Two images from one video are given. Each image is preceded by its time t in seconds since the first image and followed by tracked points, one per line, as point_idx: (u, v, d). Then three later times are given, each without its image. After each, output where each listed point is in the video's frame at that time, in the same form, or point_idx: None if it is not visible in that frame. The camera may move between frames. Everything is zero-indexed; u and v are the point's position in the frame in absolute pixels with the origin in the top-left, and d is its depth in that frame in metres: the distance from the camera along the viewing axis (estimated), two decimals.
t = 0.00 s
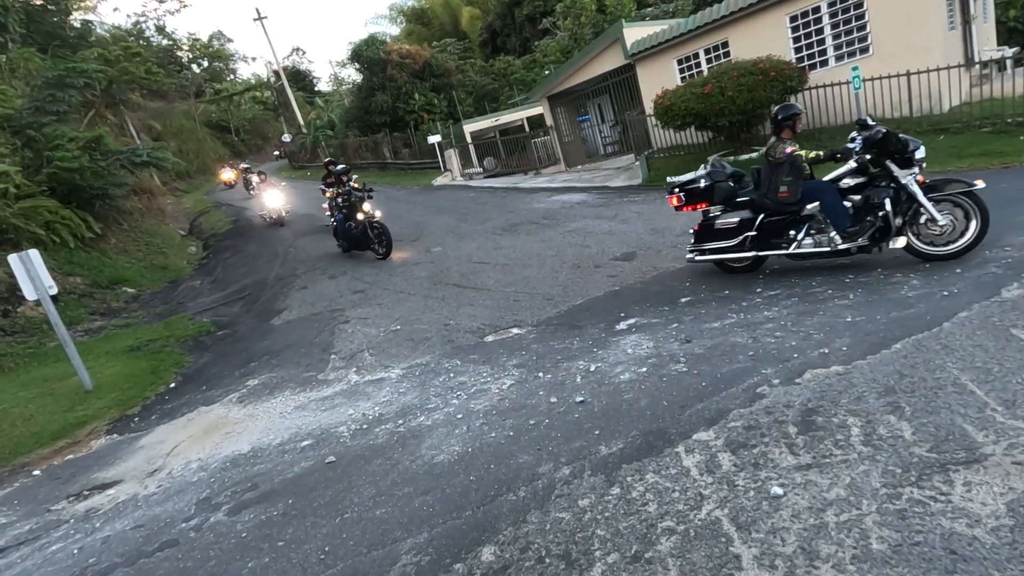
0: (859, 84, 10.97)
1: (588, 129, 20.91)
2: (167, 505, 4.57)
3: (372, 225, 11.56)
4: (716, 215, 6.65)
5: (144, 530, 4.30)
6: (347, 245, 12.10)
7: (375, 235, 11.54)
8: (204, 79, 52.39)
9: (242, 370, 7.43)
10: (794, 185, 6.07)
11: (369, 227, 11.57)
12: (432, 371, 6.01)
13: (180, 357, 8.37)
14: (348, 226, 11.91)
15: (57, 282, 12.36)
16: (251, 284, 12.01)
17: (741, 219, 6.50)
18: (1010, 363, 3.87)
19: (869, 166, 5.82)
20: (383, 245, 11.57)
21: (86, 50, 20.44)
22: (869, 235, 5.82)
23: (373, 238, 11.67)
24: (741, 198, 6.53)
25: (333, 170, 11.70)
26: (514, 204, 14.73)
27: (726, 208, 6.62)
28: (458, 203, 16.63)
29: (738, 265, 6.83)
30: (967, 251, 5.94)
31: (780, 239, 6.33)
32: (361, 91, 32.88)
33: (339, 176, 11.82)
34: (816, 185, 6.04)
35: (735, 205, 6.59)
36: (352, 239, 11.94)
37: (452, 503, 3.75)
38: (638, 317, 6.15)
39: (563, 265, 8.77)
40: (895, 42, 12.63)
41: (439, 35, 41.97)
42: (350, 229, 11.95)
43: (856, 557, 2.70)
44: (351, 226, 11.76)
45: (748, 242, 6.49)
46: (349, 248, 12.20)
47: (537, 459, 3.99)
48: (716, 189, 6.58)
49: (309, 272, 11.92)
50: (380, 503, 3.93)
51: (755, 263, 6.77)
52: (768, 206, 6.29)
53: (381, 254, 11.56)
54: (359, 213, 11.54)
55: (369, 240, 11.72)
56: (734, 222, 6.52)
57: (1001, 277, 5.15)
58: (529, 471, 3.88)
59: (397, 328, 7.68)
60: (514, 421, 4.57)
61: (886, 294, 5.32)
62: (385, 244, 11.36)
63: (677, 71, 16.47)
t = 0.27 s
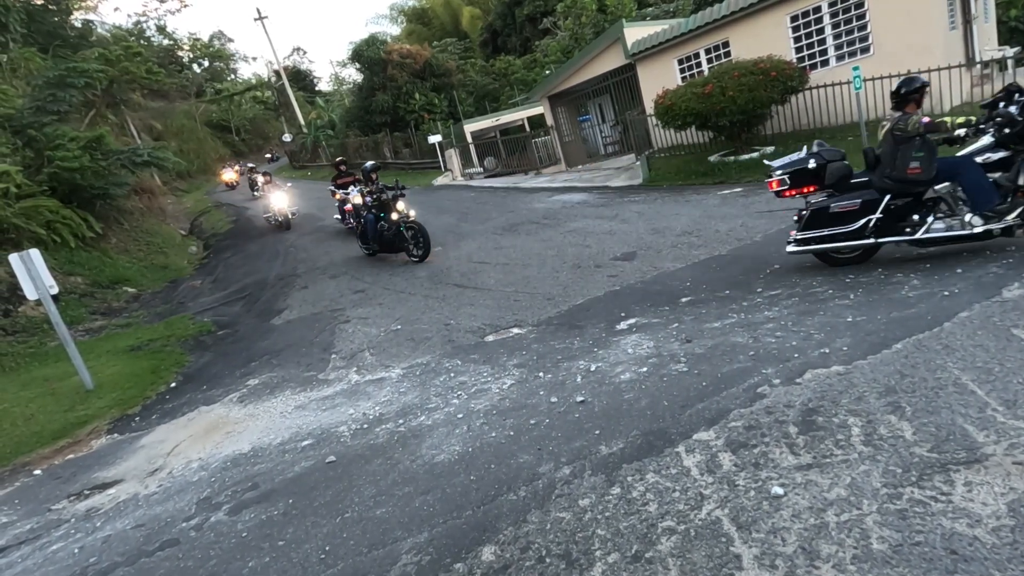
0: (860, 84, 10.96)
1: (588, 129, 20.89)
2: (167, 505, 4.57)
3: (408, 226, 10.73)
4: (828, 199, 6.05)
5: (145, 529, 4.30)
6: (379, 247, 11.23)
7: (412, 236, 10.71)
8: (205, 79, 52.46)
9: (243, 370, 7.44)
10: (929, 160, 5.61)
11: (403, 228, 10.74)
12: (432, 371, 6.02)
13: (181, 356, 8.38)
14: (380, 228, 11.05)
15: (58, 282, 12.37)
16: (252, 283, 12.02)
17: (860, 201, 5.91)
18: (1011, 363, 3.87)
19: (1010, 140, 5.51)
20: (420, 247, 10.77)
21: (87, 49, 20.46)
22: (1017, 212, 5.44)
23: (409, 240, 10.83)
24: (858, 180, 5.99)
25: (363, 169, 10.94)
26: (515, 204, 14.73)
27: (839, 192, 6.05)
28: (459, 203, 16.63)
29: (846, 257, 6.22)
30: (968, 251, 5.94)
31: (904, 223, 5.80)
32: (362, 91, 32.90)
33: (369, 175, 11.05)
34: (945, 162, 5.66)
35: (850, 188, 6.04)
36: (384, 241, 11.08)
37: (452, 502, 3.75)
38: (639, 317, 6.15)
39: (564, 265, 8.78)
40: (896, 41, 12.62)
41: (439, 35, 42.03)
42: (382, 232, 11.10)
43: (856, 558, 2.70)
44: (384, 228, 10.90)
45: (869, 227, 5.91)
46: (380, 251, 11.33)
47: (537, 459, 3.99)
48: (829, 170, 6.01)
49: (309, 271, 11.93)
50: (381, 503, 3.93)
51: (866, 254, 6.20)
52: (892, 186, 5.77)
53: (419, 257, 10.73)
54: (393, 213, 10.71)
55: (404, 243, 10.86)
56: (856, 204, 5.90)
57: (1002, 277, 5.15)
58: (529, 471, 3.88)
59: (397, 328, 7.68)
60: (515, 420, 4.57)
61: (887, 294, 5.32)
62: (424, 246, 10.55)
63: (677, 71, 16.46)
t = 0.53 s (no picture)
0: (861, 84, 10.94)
1: (589, 129, 20.82)
2: (168, 505, 4.57)
3: (452, 225, 9.90)
4: (970, 177, 5.64)
5: (145, 528, 4.30)
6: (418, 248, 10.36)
7: (458, 236, 9.90)
8: (206, 78, 52.48)
9: (244, 369, 7.44)
10: None
11: (447, 228, 9.90)
12: (433, 371, 6.01)
13: (182, 356, 8.39)
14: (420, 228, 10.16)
15: (59, 282, 12.37)
16: (253, 283, 12.03)
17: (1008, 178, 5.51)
18: (1012, 363, 3.87)
19: None
20: (465, 248, 10.02)
21: (88, 49, 20.39)
22: None
23: (453, 240, 10.03)
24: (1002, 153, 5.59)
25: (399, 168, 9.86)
26: (516, 204, 14.74)
27: (982, 168, 5.63)
28: (460, 203, 16.63)
29: (982, 240, 5.81)
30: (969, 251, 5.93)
31: None
32: (362, 91, 32.90)
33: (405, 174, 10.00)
34: None
35: (995, 164, 5.61)
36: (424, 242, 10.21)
37: (452, 502, 3.75)
38: (640, 317, 6.14)
39: (565, 265, 8.77)
40: (897, 41, 12.61)
41: (440, 35, 42.12)
42: (421, 232, 10.22)
43: (857, 558, 2.70)
44: (425, 228, 10.03)
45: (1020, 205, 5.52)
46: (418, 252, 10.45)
47: (537, 459, 3.99)
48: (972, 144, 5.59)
49: (310, 271, 11.93)
50: (381, 502, 3.93)
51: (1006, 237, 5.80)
52: None
53: (465, 259, 9.95)
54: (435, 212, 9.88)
55: (448, 244, 10.06)
56: (1016, 178, 5.44)
57: (1003, 277, 5.14)
58: (530, 471, 3.88)
59: (398, 328, 7.68)
60: (516, 420, 4.57)
61: (887, 294, 5.32)
62: (472, 247, 9.77)
63: (678, 71, 16.46)
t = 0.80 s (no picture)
0: (861, 87, 10.95)
1: (590, 131, 20.78)
2: (168, 506, 4.57)
3: (505, 226, 9.18)
4: None
5: (145, 530, 4.30)
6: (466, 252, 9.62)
7: (513, 238, 9.17)
8: (207, 80, 52.55)
9: (244, 371, 7.44)
10: None
11: (499, 229, 9.17)
12: (433, 373, 6.01)
13: (182, 357, 8.38)
14: (468, 230, 9.44)
15: (60, 283, 12.38)
16: (254, 285, 12.03)
17: None
18: (1013, 366, 3.86)
19: None
20: (519, 250, 9.29)
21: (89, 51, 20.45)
22: None
23: (505, 241, 9.31)
24: None
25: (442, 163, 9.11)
26: (517, 206, 14.75)
27: None
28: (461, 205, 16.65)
29: None
30: (970, 255, 5.93)
31: None
32: (364, 93, 32.95)
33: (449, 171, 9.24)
34: None
35: None
36: (474, 245, 9.48)
37: (452, 504, 3.75)
38: (640, 319, 6.14)
39: (565, 267, 8.77)
40: (898, 45, 12.61)
41: (441, 37, 42.38)
42: (468, 234, 9.50)
43: (858, 561, 2.69)
44: (475, 229, 9.30)
45: None
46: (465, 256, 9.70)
47: (537, 461, 3.99)
48: None
49: (311, 273, 11.93)
50: (381, 505, 3.93)
51: None
52: None
53: (519, 262, 9.21)
54: (486, 211, 9.10)
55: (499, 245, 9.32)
56: None
57: (1003, 280, 5.14)
58: (530, 473, 3.87)
59: (398, 330, 7.68)
60: (516, 423, 4.57)
61: (888, 297, 5.32)
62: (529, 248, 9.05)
63: (679, 74, 16.47)
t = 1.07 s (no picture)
0: (862, 89, 10.95)
1: (592, 133, 20.65)
2: (168, 507, 4.57)
3: (573, 226, 8.30)
4: None
5: (145, 531, 4.30)
6: (528, 255, 8.78)
7: (582, 239, 8.29)
8: (209, 81, 52.64)
9: (245, 372, 7.45)
10: None
11: (567, 229, 8.28)
12: (434, 374, 6.00)
13: (183, 358, 8.39)
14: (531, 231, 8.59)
15: (61, 283, 12.39)
16: (255, 285, 12.04)
17: None
18: (1015, 369, 3.86)
19: None
20: (588, 253, 8.37)
21: (92, 52, 20.48)
22: None
23: (573, 243, 8.40)
24: None
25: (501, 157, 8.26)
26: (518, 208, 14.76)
27: None
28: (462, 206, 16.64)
29: None
30: (971, 257, 5.93)
31: None
32: (365, 94, 32.98)
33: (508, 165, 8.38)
34: None
35: None
36: (537, 248, 8.64)
37: (453, 506, 3.74)
38: (641, 321, 6.14)
39: (567, 268, 8.76)
40: (899, 47, 12.61)
41: (443, 39, 42.73)
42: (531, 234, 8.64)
43: (860, 564, 2.69)
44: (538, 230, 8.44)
45: None
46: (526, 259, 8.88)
47: (538, 463, 3.98)
48: None
49: (312, 274, 11.94)
50: (381, 506, 3.93)
51: None
52: None
53: (589, 265, 8.31)
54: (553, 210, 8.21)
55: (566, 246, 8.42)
56: None
57: (1005, 283, 5.13)
58: (531, 475, 3.87)
59: (399, 331, 7.68)
60: (516, 424, 4.56)
61: (889, 299, 5.31)
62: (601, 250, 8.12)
63: (680, 76, 16.46)
